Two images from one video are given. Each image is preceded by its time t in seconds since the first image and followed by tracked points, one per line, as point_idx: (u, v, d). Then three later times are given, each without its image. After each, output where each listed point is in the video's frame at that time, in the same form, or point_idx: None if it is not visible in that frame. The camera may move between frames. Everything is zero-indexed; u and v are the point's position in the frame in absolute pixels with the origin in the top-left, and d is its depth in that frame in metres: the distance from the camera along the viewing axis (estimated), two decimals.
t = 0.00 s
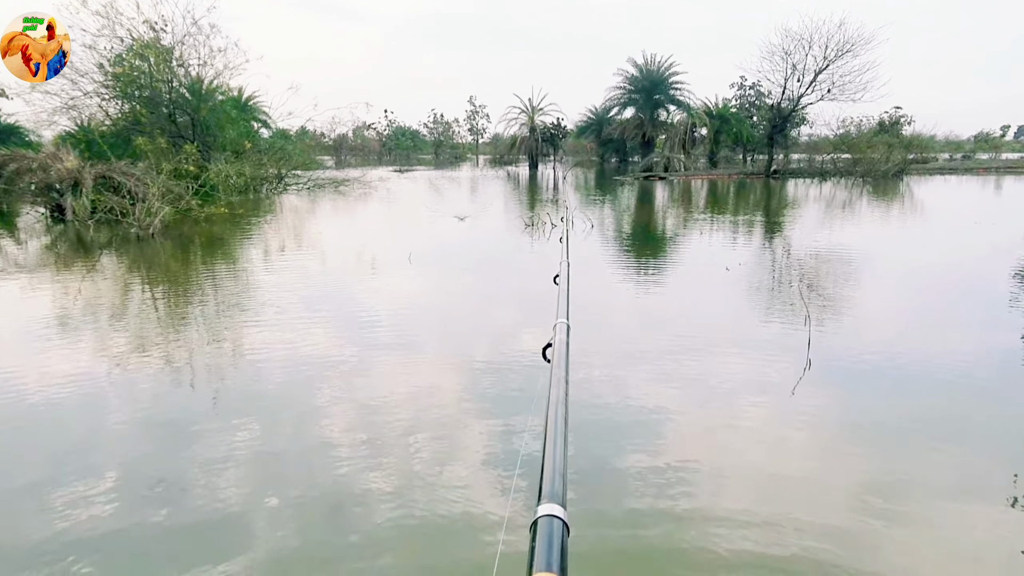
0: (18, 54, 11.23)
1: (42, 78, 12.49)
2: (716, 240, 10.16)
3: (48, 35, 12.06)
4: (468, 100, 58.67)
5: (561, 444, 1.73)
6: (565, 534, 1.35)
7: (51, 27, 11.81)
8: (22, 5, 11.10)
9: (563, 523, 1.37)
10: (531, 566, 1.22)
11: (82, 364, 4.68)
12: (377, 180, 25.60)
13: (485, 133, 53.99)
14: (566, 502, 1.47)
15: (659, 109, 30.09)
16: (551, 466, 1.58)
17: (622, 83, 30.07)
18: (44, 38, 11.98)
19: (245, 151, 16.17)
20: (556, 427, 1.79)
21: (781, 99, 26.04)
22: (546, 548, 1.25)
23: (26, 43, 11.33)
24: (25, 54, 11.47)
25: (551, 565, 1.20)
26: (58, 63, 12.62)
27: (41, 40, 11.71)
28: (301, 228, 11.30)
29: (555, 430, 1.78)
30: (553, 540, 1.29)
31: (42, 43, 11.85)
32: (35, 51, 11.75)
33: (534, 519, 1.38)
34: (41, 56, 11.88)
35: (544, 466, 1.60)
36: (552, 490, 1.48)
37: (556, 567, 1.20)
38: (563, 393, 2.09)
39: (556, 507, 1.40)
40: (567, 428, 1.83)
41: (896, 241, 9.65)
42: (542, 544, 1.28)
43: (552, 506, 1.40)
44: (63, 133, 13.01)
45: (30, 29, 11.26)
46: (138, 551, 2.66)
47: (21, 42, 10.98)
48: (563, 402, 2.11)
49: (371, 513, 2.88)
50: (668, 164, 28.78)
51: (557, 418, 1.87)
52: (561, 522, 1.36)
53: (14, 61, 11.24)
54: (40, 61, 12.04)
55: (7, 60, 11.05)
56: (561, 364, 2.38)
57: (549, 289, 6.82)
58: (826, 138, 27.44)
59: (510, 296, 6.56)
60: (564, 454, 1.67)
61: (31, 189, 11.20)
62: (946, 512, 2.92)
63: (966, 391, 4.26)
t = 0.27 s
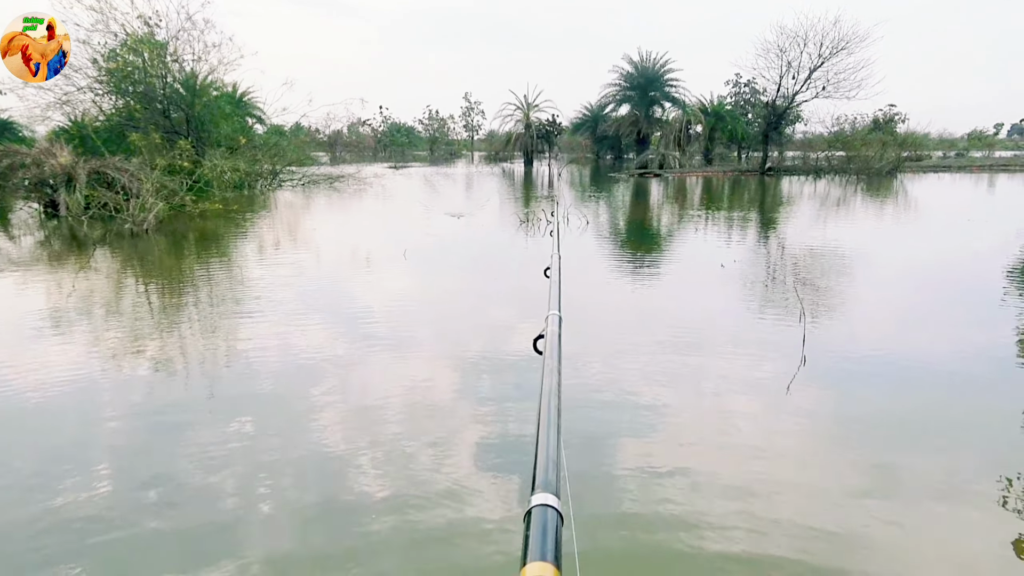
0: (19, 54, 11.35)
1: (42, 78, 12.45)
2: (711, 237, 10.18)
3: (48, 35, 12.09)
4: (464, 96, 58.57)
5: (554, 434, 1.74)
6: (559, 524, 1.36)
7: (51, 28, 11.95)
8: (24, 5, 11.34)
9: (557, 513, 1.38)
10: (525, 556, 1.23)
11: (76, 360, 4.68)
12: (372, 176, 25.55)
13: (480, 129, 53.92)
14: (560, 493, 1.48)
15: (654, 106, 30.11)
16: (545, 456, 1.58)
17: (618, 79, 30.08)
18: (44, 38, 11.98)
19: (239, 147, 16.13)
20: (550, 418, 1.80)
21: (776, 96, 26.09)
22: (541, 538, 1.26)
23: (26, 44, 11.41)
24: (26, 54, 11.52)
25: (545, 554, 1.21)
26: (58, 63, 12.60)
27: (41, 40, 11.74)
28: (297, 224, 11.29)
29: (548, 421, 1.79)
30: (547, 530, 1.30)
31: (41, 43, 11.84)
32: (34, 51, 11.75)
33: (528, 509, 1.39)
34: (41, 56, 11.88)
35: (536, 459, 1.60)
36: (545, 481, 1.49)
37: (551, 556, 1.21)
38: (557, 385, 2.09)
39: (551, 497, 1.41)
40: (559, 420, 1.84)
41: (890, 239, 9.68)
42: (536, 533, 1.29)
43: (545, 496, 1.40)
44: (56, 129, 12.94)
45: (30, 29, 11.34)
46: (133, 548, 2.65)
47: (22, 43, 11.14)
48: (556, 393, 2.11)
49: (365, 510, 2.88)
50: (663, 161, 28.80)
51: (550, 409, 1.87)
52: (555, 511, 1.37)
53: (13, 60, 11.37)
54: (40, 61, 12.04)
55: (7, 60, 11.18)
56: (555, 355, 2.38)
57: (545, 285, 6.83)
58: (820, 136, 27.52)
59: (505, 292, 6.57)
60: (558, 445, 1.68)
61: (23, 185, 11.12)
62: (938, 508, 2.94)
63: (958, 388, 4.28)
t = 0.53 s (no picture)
0: (19, 54, 11.31)
1: (43, 78, 12.40)
2: (702, 236, 10.20)
3: (48, 35, 12.06)
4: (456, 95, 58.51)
5: (542, 455, 1.74)
6: (542, 545, 1.36)
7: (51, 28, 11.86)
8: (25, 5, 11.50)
9: (541, 534, 1.38)
10: None
11: (65, 359, 4.64)
12: (364, 175, 25.50)
13: (473, 128, 53.86)
14: (544, 513, 1.48)
15: (646, 106, 30.17)
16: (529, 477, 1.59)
17: (610, 79, 30.11)
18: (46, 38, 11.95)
19: (231, 145, 16.06)
20: (537, 438, 1.80)
21: (767, 96, 26.17)
22: (524, 557, 1.27)
23: (26, 44, 11.36)
24: (26, 54, 11.47)
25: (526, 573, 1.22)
26: (58, 62, 12.56)
27: (42, 40, 11.69)
28: (288, 222, 11.26)
29: (536, 441, 1.79)
30: (529, 551, 1.31)
31: (42, 43, 11.79)
32: (35, 51, 11.67)
33: (513, 529, 1.39)
34: (41, 57, 11.82)
35: (522, 478, 1.61)
36: (531, 502, 1.49)
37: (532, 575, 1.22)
38: (546, 404, 2.10)
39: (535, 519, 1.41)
40: (547, 439, 1.84)
41: (881, 238, 9.72)
42: (517, 553, 1.30)
43: (529, 517, 1.41)
44: (46, 126, 12.85)
45: (30, 29, 11.35)
46: (119, 549, 2.64)
47: (21, 43, 11.13)
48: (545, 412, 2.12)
49: (354, 511, 2.87)
50: (655, 161, 28.84)
51: (538, 428, 1.87)
52: (539, 533, 1.37)
53: (14, 61, 11.34)
54: (41, 62, 11.98)
55: (8, 60, 11.13)
56: (545, 376, 2.39)
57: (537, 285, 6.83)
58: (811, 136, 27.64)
59: (496, 291, 6.56)
60: (543, 463, 1.68)
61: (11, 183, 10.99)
62: (925, 507, 2.95)
63: (946, 388, 4.30)
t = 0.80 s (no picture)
0: (19, 55, 11.69)
1: (43, 79, 12.27)
2: (690, 235, 10.24)
3: (47, 35, 12.08)
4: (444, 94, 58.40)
5: (529, 448, 1.74)
6: (528, 540, 1.36)
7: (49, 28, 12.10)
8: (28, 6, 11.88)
9: (526, 529, 1.38)
10: (492, 573, 1.23)
11: (49, 359, 4.60)
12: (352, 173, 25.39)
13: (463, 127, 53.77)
14: (530, 508, 1.47)
15: (635, 105, 30.24)
16: (516, 471, 1.58)
17: (598, 78, 30.16)
18: (43, 37, 11.95)
19: (218, 143, 15.99)
20: (525, 431, 1.79)
21: (755, 95, 26.30)
22: (509, 553, 1.27)
23: (26, 44, 11.69)
24: (26, 54, 11.74)
25: (511, 570, 1.21)
26: (58, 63, 12.36)
27: (43, 40, 11.92)
28: (275, 221, 11.20)
29: (523, 435, 1.78)
30: (516, 544, 1.30)
31: (40, 41, 11.89)
32: (33, 50, 11.86)
33: (498, 524, 1.39)
34: (43, 57, 11.94)
35: (508, 472, 1.60)
36: (517, 496, 1.48)
37: (516, 571, 1.21)
38: (533, 398, 2.09)
39: (521, 515, 1.40)
40: (535, 433, 1.83)
41: (867, 237, 9.79)
42: (503, 548, 1.29)
43: (514, 512, 1.40)
44: (29, 125, 12.63)
45: (30, 29, 11.74)
46: (106, 551, 2.61)
47: (21, 43, 11.58)
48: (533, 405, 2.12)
49: (342, 511, 2.86)
50: (643, 160, 28.91)
51: (526, 422, 1.87)
52: (524, 529, 1.37)
53: (13, 61, 11.72)
54: (42, 62, 12.03)
55: (7, 60, 11.63)
56: (533, 369, 2.38)
57: (525, 284, 6.83)
58: (798, 135, 27.82)
59: (486, 290, 6.56)
60: (530, 458, 1.68)
61: None
62: (912, 505, 2.97)
63: (933, 386, 4.33)
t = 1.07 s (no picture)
0: (19, 55, 11.44)
1: (43, 79, 12.14)
2: (680, 233, 10.27)
3: (48, 35, 11.88)
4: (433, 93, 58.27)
5: (512, 448, 1.75)
6: (510, 540, 1.37)
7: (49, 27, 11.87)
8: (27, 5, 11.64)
9: (507, 529, 1.39)
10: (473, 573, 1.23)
11: (36, 360, 4.56)
12: (341, 172, 25.29)
13: (452, 125, 53.67)
14: (513, 507, 1.48)
15: (624, 103, 30.28)
16: (500, 470, 1.59)
17: (588, 77, 30.16)
18: (44, 37, 11.72)
19: (206, 143, 15.88)
20: (509, 432, 1.81)
21: (743, 94, 26.39)
22: (489, 552, 1.28)
23: (26, 44, 11.48)
24: (26, 55, 11.50)
25: (491, 571, 1.22)
26: (58, 63, 12.24)
27: (43, 40, 11.67)
28: (264, 220, 11.16)
29: (508, 435, 1.79)
30: (496, 544, 1.31)
31: (41, 41, 11.66)
32: (33, 50, 11.62)
33: (480, 525, 1.39)
34: (42, 57, 11.74)
35: (492, 473, 1.61)
36: (499, 495, 1.49)
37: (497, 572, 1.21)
38: (518, 400, 2.10)
39: (502, 514, 1.41)
40: (519, 434, 1.84)
41: (854, 235, 9.85)
42: (484, 547, 1.31)
43: (497, 512, 1.41)
44: (15, 124, 12.51)
45: (30, 29, 11.48)
46: (95, 553, 2.59)
47: (21, 43, 11.34)
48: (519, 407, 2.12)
49: (332, 510, 2.86)
50: (633, 158, 28.94)
51: (510, 423, 1.88)
52: (506, 528, 1.38)
53: (13, 61, 11.46)
54: (41, 62, 11.85)
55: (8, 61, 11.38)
56: (520, 370, 2.39)
57: (515, 282, 6.83)
58: (787, 134, 27.95)
59: (475, 290, 6.55)
60: (514, 458, 1.69)
61: None
62: (898, 501, 2.99)
63: (919, 382, 4.37)
